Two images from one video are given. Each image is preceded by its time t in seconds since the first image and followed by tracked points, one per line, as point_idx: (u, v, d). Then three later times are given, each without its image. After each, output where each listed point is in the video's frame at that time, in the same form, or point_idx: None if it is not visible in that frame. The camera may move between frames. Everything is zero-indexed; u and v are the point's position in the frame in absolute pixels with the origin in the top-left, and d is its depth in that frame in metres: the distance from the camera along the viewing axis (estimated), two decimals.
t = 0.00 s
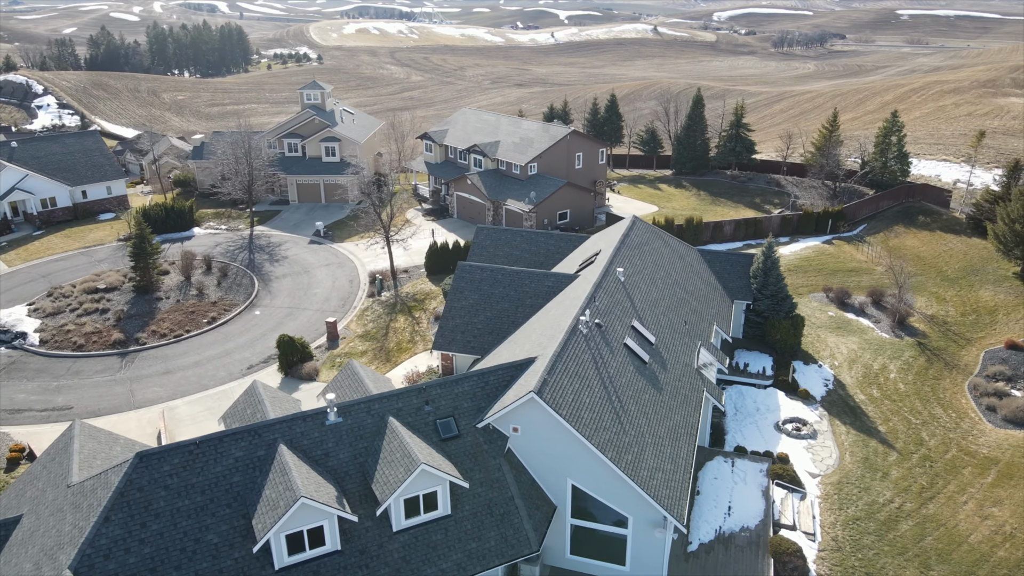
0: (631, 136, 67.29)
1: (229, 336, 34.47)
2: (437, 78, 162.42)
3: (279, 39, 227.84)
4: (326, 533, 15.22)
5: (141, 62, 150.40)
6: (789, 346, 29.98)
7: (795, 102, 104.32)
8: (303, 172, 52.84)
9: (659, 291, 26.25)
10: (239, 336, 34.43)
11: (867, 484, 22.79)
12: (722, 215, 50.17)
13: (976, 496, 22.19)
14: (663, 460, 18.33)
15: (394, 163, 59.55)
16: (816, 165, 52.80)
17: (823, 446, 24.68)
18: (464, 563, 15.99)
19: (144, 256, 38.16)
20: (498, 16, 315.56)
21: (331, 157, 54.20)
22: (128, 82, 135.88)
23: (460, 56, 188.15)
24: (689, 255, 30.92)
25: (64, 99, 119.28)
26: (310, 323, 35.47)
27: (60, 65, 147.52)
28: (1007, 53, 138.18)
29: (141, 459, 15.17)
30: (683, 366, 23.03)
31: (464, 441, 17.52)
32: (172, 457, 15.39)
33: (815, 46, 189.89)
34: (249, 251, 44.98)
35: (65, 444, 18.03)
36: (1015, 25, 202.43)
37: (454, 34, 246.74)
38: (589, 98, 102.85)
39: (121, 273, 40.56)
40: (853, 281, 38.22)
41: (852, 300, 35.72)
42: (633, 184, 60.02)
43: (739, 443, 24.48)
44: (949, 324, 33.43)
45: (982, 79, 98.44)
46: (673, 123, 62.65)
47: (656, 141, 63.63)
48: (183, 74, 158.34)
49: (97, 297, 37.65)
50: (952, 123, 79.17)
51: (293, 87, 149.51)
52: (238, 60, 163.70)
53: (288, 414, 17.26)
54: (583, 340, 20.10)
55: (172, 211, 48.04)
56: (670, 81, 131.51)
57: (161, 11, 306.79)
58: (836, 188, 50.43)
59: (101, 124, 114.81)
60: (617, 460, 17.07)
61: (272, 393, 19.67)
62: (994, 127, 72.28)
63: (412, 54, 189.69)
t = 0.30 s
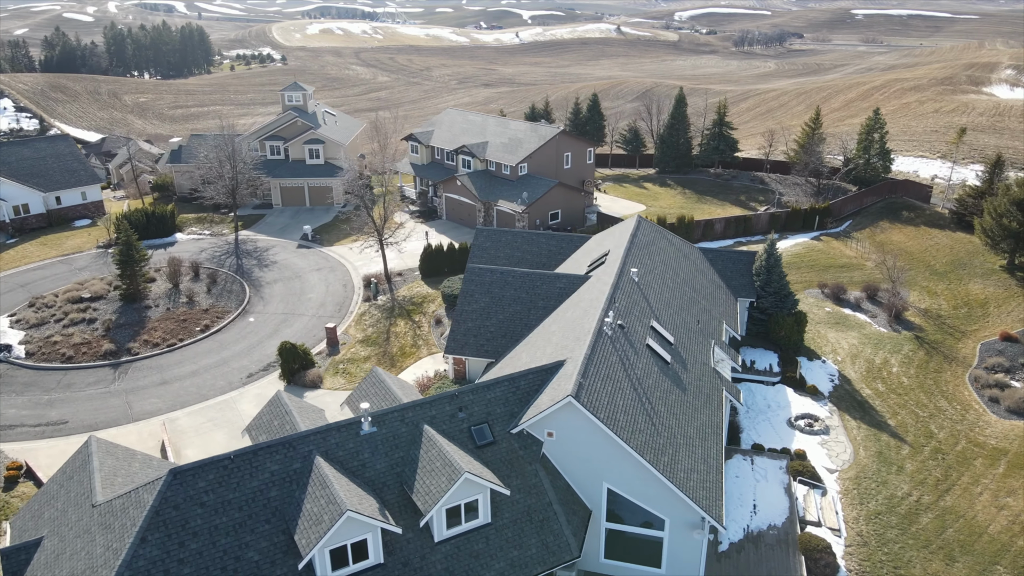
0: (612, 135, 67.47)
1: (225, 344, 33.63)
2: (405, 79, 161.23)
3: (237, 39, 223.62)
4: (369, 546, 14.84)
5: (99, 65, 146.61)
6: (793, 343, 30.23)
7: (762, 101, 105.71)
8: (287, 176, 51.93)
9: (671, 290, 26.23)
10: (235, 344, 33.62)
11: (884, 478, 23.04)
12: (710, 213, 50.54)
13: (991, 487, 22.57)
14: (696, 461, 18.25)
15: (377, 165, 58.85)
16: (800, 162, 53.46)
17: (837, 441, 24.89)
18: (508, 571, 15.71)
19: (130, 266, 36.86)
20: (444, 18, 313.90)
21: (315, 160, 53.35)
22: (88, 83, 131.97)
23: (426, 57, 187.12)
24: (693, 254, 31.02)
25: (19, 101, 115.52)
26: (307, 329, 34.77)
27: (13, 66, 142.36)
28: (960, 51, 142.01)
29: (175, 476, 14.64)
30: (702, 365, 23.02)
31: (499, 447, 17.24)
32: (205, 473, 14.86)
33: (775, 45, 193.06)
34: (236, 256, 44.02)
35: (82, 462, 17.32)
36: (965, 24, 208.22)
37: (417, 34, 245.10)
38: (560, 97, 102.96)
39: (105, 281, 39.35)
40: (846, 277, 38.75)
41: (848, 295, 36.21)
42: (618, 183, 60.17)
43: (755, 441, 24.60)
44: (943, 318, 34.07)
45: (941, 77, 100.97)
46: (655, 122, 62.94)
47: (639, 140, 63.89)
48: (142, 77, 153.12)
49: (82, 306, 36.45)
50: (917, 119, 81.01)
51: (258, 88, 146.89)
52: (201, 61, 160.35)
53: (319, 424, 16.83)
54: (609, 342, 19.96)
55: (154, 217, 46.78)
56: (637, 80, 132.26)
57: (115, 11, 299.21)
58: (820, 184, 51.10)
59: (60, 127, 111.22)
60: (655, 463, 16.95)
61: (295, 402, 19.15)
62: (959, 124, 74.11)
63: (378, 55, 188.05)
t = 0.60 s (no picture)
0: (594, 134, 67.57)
1: (221, 352, 32.80)
2: (371, 79, 159.85)
3: (197, 40, 219.32)
4: (417, 558, 14.50)
5: (55, 65, 143.65)
6: (798, 339, 30.51)
7: (730, 99, 107.08)
8: (271, 179, 51.01)
9: (682, 289, 26.24)
10: (232, 352, 32.81)
11: (900, 471, 23.32)
12: (697, 211, 50.92)
13: (1003, 477, 23.00)
14: (730, 461, 18.22)
15: (360, 167, 58.12)
16: (783, 159, 54.19)
17: (850, 436, 25.17)
18: None
19: (117, 274, 35.78)
20: (407, 18, 312.20)
21: (298, 162, 52.49)
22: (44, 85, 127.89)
23: (391, 57, 185.87)
24: (697, 252, 31.13)
25: None
26: (304, 335, 34.12)
27: None
28: (915, 50, 145.81)
29: (214, 493, 14.16)
30: (720, 364, 23.05)
31: (537, 453, 17.01)
32: (245, 489, 14.40)
33: (737, 45, 196.07)
34: (223, 261, 43.05)
35: (103, 481, 16.68)
36: (917, 23, 214.07)
37: (380, 34, 243.14)
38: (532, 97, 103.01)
39: (90, 289, 38.13)
40: (838, 272, 39.32)
41: (842, 291, 36.73)
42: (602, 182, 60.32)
43: (770, 438, 24.75)
44: (936, 311, 34.73)
45: (902, 75, 103.42)
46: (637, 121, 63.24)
47: (621, 139, 64.15)
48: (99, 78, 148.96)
49: (68, 316, 35.26)
50: (884, 116, 82.81)
51: (222, 90, 144.21)
52: (161, 62, 156.84)
53: (354, 435, 16.43)
54: (636, 343, 19.86)
55: (135, 222, 45.51)
56: (605, 79, 133.00)
57: (67, 11, 291.25)
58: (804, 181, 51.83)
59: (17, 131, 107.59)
60: (694, 464, 16.85)
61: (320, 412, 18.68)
62: (925, 121, 75.99)
63: (342, 55, 186.00)
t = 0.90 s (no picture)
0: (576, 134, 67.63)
1: (219, 361, 32.01)
2: (338, 80, 158.14)
3: (155, 40, 214.52)
4: (468, 569, 14.23)
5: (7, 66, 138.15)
6: (802, 336, 30.79)
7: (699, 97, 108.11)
8: (255, 183, 49.99)
9: (694, 288, 26.24)
10: (230, 360, 32.00)
11: (916, 464, 23.62)
12: (686, 210, 51.19)
13: (1016, 467, 23.44)
14: (764, 459, 18.22)
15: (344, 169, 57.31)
16: (768, 157, 54.81)
17: (863, 430, 25.43)
18: None
19: (105, 282, 34.66)
20: (369, 18, 309.64)
21: (283, 165, 51.59)
22: None
23: (357, 58, 184.10)
24: (701, 251, 31.20)
25: None
26: (304, 342, 33.44)
27: None
28: (871, 49, 149.18)
29: (259, 510, 13.71)
30: (740, 363, 23.11)
31: (577, 457, 16.81)
32: (291, 505, 13.97)
33: (698, 44, 198.31)
34: (212, 267, 42.05)
35: (131, 500, 16.05)
36: (871, 22, 219.03)
37: (342, 34, 240.54)
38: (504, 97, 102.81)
39: (75, 298, 36.92)
40: (832, 268, 39.82)
41: (838, 287, 37.20)
42: (587, 182, 60.37)
43: (786, 435, 24.92)
44: (930, 305, 35.35)
45: (862, 73, 105.71)
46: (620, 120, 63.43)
47: (604, 139, 64.33)
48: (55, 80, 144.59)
49: (55, 327, 34.07)
50: (852, 113, 84.46)
51: (185, 92, 141.14)
52: (121, 63, 153.02)
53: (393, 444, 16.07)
54: (664, 344, 19.80)
55: (116, 229, 44.22)
56: (572, 78, 133.32)
57: (17, 11, 282.65)
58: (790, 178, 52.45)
59: None
60: (734, 464, 16.81)
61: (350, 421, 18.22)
62: (893, 119, 77.64)
63: (307, 56, 183.61)
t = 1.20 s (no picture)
0: (557, 134, 67.58)
1: (217, 370, 31.17)
2: (302, 81, 156.06)
3: (109, 41, 209.17)
4: None
5: None
6: (806, 333, 31.05)
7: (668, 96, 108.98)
8: (239, 187, 48.96)
9: (707, 286, 26.27)
10: (229, 369, 31.20)
11: (930, 457, 23.94)
12: (674, 208, 51.47)
13: None
14: (798, 458, 18.24)
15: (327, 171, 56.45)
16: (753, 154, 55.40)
17: (875, 424, 25.74)
18: None
19: (93, 292, 33.53)
20: (330, 18, 306.30)
21: (267, 168, 50.63)
22: None
23: (320, 58, 181.91)
24: (705, 250, 31.27)
25: None
26: (303, 349, 32.74)
27: None
28: (828, 47, 152.29)
29: (310, 526, 13.28)
30: (758, 361, 23.18)
31: (618, 461, 16.64)
32: (341, 520, 13.56)
33: (660, 43, 200.14)
34: (199, 274, 41.05)
35: (162, 519, 15.42)
36: (827, 21, 223.68)
37: (302, 34, 237.54)
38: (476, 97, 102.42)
39: (60, 308, 35.70)
40: (824, 264, 40.36)
41: (833, 282, 37.69)
42: (572, 181, 60.38)
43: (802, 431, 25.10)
44: (923, 299, 36.00)
45: (824, 71, 107.76)
46: (603, 119, 63.56)
47: (587, 138, 64.41)
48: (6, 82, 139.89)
49: (41, 339, 32.87)
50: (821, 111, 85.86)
51: (145, 94, 137.84)
52: (76, 64, 148.84)
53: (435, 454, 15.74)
54: (692, 344, 19.73)
55: (96, 236, 42.87)
56: (539, 78, 133.35)
57: None
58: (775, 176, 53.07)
59: None
60: (774, 464, 16.77)
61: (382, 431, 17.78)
62: (862, 116, 79.19)
63: (269, 57, 180.81)
